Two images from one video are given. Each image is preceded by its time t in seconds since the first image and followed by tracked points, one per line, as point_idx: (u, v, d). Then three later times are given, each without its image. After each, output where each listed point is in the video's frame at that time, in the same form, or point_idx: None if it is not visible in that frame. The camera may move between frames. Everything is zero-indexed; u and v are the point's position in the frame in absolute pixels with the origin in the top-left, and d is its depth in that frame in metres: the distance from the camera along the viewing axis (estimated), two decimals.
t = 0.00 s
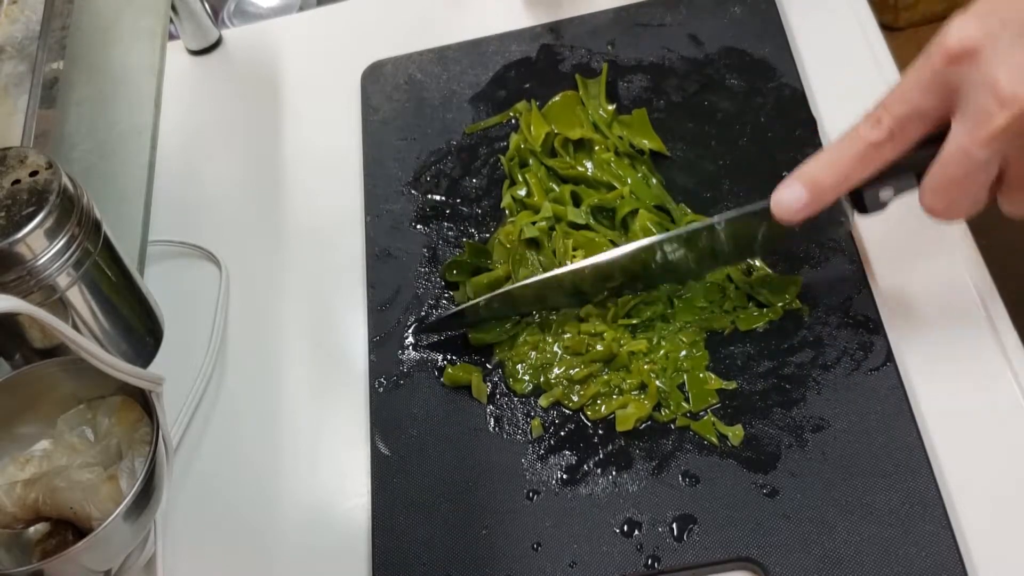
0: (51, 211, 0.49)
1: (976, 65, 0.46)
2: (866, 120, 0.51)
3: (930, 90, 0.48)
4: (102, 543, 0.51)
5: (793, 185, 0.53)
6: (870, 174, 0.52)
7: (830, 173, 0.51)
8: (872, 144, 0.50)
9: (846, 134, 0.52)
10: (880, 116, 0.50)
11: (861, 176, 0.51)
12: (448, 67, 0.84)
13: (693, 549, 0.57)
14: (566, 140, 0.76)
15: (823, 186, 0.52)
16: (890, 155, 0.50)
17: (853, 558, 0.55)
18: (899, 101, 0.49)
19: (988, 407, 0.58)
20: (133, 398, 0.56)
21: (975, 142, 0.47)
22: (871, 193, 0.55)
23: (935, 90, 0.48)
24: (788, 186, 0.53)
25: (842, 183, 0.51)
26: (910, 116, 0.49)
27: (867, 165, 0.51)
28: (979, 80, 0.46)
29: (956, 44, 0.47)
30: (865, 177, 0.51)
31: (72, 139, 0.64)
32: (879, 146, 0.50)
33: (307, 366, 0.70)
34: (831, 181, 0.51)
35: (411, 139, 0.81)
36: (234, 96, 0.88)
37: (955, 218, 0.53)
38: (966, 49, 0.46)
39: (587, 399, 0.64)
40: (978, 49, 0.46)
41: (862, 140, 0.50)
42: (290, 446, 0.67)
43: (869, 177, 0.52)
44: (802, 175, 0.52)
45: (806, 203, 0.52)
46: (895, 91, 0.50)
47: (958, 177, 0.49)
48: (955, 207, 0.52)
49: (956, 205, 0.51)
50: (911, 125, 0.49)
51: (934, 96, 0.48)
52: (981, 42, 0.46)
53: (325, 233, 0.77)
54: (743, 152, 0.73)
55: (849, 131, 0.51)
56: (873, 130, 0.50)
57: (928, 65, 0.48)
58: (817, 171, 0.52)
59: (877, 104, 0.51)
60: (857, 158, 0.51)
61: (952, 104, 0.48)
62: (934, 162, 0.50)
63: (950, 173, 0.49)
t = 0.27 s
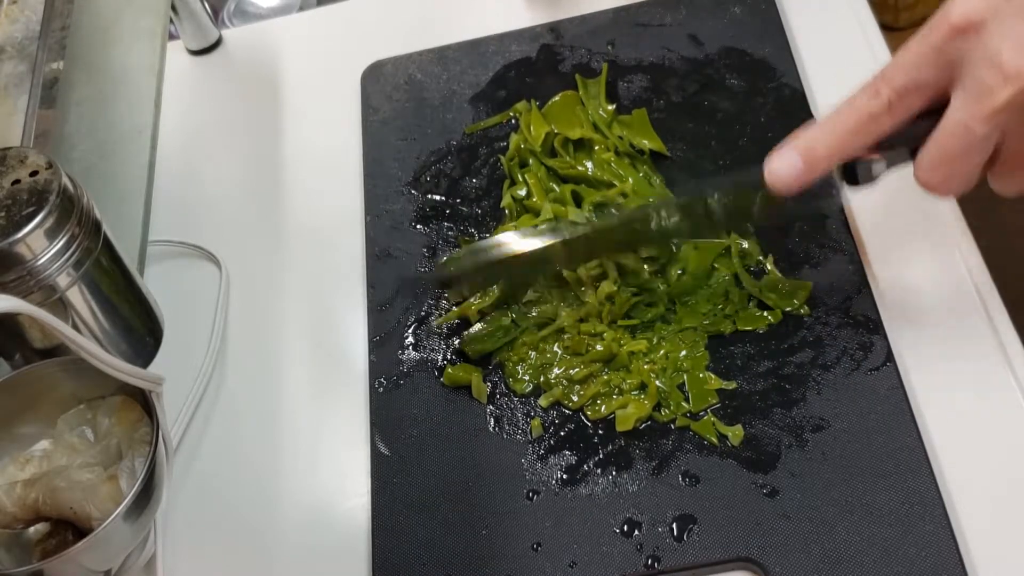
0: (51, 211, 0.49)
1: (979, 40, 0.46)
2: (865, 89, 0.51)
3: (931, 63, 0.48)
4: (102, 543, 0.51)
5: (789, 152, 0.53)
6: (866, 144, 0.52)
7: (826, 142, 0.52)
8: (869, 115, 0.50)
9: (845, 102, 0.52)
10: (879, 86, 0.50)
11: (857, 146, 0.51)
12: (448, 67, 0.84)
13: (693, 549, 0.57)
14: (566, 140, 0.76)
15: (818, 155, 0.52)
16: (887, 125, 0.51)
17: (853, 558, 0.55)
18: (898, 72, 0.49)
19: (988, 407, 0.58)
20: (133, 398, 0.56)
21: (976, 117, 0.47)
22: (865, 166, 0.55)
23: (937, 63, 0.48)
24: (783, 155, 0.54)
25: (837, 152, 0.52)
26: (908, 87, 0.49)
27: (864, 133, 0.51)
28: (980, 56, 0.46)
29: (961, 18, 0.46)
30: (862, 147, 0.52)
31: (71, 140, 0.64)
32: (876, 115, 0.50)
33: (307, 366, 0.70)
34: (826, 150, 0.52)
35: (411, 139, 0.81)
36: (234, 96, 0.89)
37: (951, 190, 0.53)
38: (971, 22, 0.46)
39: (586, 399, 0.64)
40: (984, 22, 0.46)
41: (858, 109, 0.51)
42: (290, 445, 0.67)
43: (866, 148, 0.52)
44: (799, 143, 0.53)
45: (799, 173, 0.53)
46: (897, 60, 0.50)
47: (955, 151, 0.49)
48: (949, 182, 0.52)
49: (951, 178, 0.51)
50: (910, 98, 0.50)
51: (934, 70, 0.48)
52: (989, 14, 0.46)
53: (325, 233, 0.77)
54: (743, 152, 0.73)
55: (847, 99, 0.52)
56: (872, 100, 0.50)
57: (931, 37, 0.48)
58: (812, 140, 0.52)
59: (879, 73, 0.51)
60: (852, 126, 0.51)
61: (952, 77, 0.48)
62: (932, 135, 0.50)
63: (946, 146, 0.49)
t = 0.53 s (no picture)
0: (51, 211, 0.49)
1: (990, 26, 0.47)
2: (869, 74, 0.52)
3: (939, 48, 0.49)
4: (102, 543, 0.51)
5: (792, 137, 0.53)
6: (868, 130, 0.52)
7: (832, 126, 0.51)
8: (874, 99, 0.51)
9: (847, 88, 0.52)
10: (886, 72, 0.51)
11: (862, 131, 0.52)
12: (448, 67, 0.84)
13: (693, 549, 0.57)
14: (566, 140, 0.76)
15: (821, 137, 0.52)
16: (892, 111, 0.51)
17: (854, 558, 0.55)
18: (907, 58, 0.50)
19: (988, 407, 0.58)
20: (133, 398, 0.56)
21: (983, 104, 0.48)
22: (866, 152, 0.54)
23: (945, 47, 0.49)
24: (787, 139, 0.53)
25: (841, 135, 0.52)
26: (916, 73, 0.50)
27: (869, 119, 0.51)
28: (994, 41, 0.47)
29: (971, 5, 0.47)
30: (865, 132, 0.52)
31: (71, 140, 0.64)
32: (882, 100, 0.51)
33: (307, 366, 0.70)
34: (830, 133, 0.52)
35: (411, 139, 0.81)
36: (234, 96, 0.88)
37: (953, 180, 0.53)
38: (981, 10, 0.47)
39: (586, 399, 0.64)
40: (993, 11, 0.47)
41: (865, 95, 0.51)
42: (290, 446, 0.67)
43: (866, 133, 0.52)
44: (801, 126, 0.53)
45: (804, 155, 0.53)
46: (905, 46, 0.50)
47: (962, 139, 0.49)
48: (955, 170, 0.52)
49: (958, 164, 0.51)
50: (913, 82, 0.50)
51: (942, 54, 0.49)
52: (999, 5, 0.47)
53: (325, 233, 0.77)
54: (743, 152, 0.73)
55: (852, 83, 0.52)
56: (875, 83, 0.51)
57: (942, 22, 0.49)
58: (816, 123, 0.52)
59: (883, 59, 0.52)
60: (856, 113, 0.51)
61: (962, 62, 0.49)
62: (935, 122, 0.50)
63: (950, 137, 0.49)
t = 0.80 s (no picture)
0: (51, 211, 0.49)
1: (998, 30, 0.46)
2: (878, 79, 0.51)
3: (948, 55, 0.48)
4: (102, 543, 0.51)
5: (801, 140, 0.53)
6: (878, 134, 0.52)
7: (841, 131, 0.51)
8: (882, 104, 0.50)
9: (857, 91, 0.51)
10: (895, 77, 0.50)
11: (870, 135, 0.51)
12: (448, 67, 0.84)
13: (693, 549, 0.57)
14: (566, 140, 0.76)
15: (831, 144, 0.52)
16: (901, 117, 0.51)
17: (853, 558, 0.55)
18: (917, 62, 0.49)
19: (988, 407, 0.58)
20: (133, 398, 0.56)
21: (994, 107, 0.47)
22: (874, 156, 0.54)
23: (956, 52, 0.48)
24: (795, 143, 0.53)
25: (851, 140, 0.51)
26: (926, 78, 0.49)
27: (880, 123, 0.51)
28: (1000, 46, 0.46)
29: (981, 10, 0.47)
30: (875, 136, 0.51)
31: (71, 140, 0.64)
32: (891, 105, 0.50)
33: (307, 366, 0.70)
34: (839, 138, 0.51)
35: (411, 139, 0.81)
36: (234, 96, 0.88)
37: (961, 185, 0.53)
38: (991, 14, 0.46)
39: (586, 399, 0.64)
40: (1003, 14, 0.46)
41: (872, 100, 0.50)
42: (291, 446, 0.67)
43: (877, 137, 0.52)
44: (810, 130, 0.52)
45: (813, 160, 0.52)
46: (913, 49, 0.50)
47: (971, 144, 0.49)
48: (963, 176, 0.52)
49: (965, 171, 0.51)
50: (923, 87, 0.50)
51: (954, 59, 0.48)
52: (1008, 8, 0.46)
53: (325, 233, 0.77)
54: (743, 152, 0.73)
55: (861, 88, 0.51)
56: (885, 88, 0.50)
57: (951, 27, 0.48)
58: (826, 129, 0.52)
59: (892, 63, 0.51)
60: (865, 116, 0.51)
61: (972, 68, 0.48)
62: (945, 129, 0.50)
63: (958, 144, 0.49)
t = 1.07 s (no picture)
0: (51, 211, 0.49)
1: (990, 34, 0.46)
2: (877, 84, 0.51)
3: (942, 60, 0.48)
4: (102, 543, 0.51)
5: (802, 148, 0.53)
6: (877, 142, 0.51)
7: (838, 136, 0.51)
8: (880, 108, 0.50)
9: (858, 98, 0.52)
10: (891, 82, 0.50)
11: (871, 142, 0.51)
12: (448, 67, 0.84)
13: (693, 549, 0.57)
14: (566, 140, 0.76)
15: (830, 150, 0.52)
16: (900, 121, 0.50)
17: (853, 558, 0.55)
18: (911, 69, 0.49)
19: (989, 407, 0.58)
20: (133, 398, 0.56)
21: (987, 112, 0.46)
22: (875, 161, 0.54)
23: (948, 55, 0.48)
24: (797, 150, 0.54)
25: (850, 147, 0.51)
26: (922, 80, 0.49)
27: (878, 131, 0.51)
28: (992, 49, 0.46)
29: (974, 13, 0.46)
30: (874, 144, 0.51)
31: (71, 140, 0.64)
32: (888, 111, 0.50)
33: (306, 366, 0.70)
34: (837, 145, 0.52)
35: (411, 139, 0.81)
36: (234, 96, 0.88)
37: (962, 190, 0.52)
38: (983, 17, 0.46)
39: (586, 399, 0.64)
40: (996, 17, 0.45)
41: (872, 105, 0.50)
42: (290, 446, 0.67)
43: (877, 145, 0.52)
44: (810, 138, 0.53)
45: (813, 165, 0.53)
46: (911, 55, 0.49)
47: (967, 148, 0.48)
48: (963, 179, 0.51)
49: (965, 174, 0.50)
50: (920, 90, 0.49)
51: (947, 62, 0.48)
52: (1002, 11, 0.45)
53: (325, 234, 0.77)
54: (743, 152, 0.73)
55: (861, 94, 0.51)
56: (883, 94, 0.50)
57: (943, 32, 0.47)
58: (825, 135, 0.52)
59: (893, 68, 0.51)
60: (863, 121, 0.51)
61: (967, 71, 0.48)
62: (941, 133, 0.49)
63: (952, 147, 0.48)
